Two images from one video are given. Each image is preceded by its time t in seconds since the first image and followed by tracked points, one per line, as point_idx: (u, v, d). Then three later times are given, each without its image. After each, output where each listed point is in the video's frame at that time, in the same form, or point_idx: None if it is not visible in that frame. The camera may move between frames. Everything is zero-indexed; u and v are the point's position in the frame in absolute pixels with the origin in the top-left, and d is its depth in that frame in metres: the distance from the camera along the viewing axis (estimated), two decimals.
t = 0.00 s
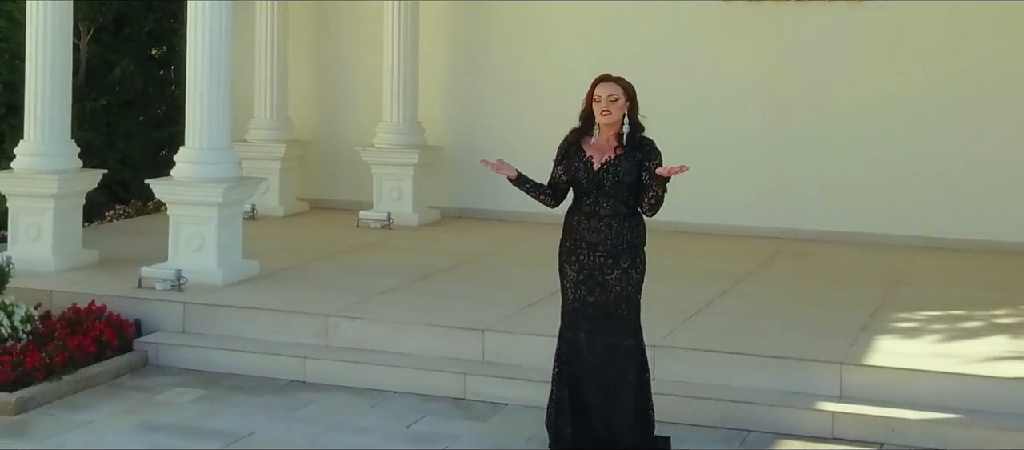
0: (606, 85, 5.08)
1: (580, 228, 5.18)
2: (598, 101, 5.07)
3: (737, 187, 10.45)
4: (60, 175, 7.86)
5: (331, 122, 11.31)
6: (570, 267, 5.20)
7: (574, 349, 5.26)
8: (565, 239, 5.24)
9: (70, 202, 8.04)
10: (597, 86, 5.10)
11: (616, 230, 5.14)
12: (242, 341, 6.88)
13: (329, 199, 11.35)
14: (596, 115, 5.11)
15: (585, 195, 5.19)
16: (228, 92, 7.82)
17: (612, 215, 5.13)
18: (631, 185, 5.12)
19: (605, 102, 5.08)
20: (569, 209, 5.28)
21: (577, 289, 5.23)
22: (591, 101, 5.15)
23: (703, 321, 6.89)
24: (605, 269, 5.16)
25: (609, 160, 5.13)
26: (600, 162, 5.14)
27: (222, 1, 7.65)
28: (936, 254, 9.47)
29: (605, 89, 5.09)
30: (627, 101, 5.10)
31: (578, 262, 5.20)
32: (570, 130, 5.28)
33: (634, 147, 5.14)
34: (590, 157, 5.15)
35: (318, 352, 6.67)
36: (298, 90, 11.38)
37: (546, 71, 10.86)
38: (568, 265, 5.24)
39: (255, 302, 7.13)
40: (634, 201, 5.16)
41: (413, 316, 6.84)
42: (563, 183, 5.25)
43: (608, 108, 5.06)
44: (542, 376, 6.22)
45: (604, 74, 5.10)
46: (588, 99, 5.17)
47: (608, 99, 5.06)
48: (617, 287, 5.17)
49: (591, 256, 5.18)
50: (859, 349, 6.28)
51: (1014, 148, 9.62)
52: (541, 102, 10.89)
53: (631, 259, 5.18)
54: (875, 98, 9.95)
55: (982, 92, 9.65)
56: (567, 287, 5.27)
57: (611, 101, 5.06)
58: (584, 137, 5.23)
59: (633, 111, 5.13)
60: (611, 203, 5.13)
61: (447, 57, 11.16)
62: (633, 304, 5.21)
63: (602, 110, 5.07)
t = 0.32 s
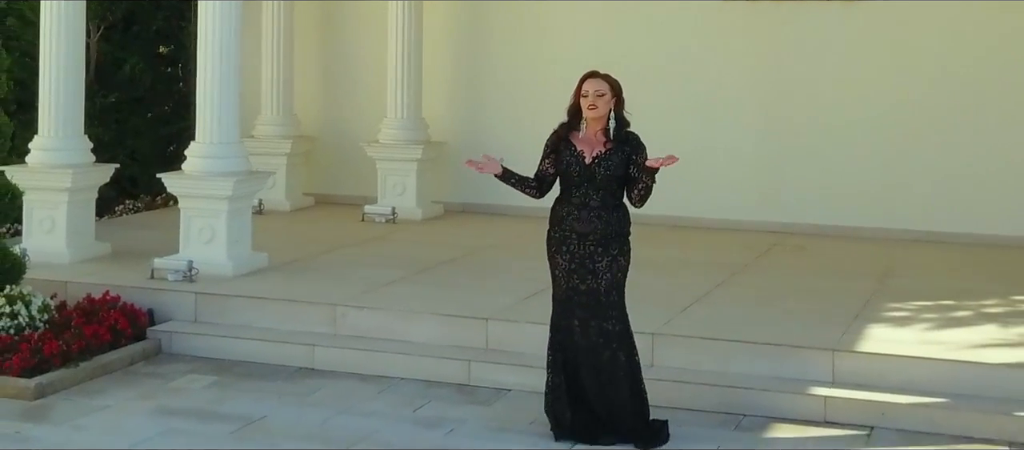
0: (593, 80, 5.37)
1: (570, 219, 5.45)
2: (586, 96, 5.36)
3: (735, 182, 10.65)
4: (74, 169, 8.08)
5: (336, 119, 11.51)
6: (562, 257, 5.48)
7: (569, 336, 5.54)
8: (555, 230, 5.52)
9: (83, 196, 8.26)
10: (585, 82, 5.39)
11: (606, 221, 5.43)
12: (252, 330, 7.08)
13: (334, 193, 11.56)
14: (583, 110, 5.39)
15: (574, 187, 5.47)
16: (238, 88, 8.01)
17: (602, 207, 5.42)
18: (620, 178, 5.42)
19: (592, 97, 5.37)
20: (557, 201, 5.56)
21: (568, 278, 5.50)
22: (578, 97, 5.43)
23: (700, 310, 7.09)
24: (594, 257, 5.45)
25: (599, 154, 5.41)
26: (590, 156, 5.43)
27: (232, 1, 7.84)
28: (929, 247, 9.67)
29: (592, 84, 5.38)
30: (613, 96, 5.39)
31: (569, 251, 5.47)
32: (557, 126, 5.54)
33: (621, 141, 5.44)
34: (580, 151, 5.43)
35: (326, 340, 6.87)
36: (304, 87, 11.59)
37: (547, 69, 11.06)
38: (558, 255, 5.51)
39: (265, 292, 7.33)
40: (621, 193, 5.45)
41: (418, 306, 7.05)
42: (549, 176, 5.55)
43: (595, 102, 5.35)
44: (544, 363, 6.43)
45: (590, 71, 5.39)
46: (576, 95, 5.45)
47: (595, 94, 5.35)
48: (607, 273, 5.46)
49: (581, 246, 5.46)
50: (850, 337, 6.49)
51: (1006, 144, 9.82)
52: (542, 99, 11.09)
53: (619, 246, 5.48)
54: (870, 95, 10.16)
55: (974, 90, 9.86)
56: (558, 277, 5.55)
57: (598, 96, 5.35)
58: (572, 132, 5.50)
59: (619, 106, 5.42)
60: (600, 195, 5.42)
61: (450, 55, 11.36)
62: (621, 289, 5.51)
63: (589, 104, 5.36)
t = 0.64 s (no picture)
0: (583, 77, 5.64)
1: (566, 208, 5.70)
2: (577, 92, 5.63)
3: (731, 177, 10.89)
4: (88, 163, 8.32)
5: (340, 115, 11.76)
6: (560, 245, 5.72)
7: (569, 322, 5.78)
8: (550, 220, 5.77)
9: (97, 189, 8.51)
10: (575, 79, 5.65)
11: (601, 209, 5.69)
12: (263, 318, 7.33)
13: (339, 189, 11.80)
14: (575, 106, 5.66)
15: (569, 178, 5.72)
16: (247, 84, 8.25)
17: (597, 196, 5.68)
18: (613, 167, 5.69)
19: (583, 93, 5.63)
20: (550, 192, 5.81)
21: (567, 266, 5.74)
22: (569, 92, 5.69)
23: (695, 299, 7.33)
24: (592, 245, 5.70)
25: (592, 144, 5.68)
26: (584, 146, 5.69)
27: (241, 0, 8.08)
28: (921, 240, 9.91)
29: (582, 81, 5.64)
30: (602, 91, 5.66)
31: (568, 241, 5.72)
32: (548, 121, 5.80)
33: (612, 131, 5.71)
34: (573, 143, 5.68)
35: (334, 327, 7.11)
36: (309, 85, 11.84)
37: (547, 67, 11.30)
38: (556, 245, 5.75)
39: (275, 281, 7.58)
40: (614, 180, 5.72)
41: (423, 294, 7.29)
42: (540, 166, 5.81)
43: (586, 98, 5.62)
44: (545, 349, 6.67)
45: (580, 68, 5.66)
46: (566, 91, 5.71)
47: (586, 90, 5.62)
48: (605, 260, 5.72)
49: (578, 234, 5.71)
50: (840, 324, 6.74)
51: (995, 140, 10.08)
52: (542, 96, 11.33)
53: (614, 234, 5.75)
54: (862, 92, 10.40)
55: (964, 87, 10.11)
56: (556, 266, 5.79)
57: (589, 92, 5.62)
58: (564, 126, 5.75)
59: (608, 100, 5.70)
60: (595, 184, 5.69)
61: (452, 53, 11.61)
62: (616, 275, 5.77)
63: (581, 100, 5.63)
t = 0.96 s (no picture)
0: (581, 73, 5.91)
1: (565, 199, 5.97)
2: (575, 87, 5.89)
3: (727, 172, 11.15)
4: (103, 157, 8.60)
5: (346, 111, 12.02)
6: (559, 235, 5.99)
7: (567, 308, 6.06)
8: (550, 210, 6.04)
9: (111, 182, 8.79)
10: (574, 75, 5.91)
11: (598, 199, 5.95)
12: (273, 306, 7.60)
13: (344, 183, 12.07)
14: (573, 100, 5.92)
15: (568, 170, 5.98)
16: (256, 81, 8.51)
17: (595, 187, 5.95)
18: (610, 159, 5.96)
19: (581, 89, 5.90)
20: (549, 184, 6.09)
21: (566, 254, 6.02)
22: (567, 87, 5.96)
23: (690, 288, 7.61)
24: (589, 235, 5.98)
25: (590, 138, 5.95)
26: (582, 139, 5.96)
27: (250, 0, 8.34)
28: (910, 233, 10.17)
29: (580, 76, 5.90)
30: (599, 86, 5.93)
31: (566, 231, 5.99)
32: (548, 116, 6.06)
33: (609, 126, 5.98)
34: (572, 137, 5.95)
35: (341, 315, 7.38)
36: (315, 82, 12.11)
37: (547, 65, 11.57)
38: (555, 234, 6.02)
39: (284, 271, 7.85)
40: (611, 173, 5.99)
41: (427, 283, 7.56)
42: (541, 159, 6.08)
43: (584, 93, 5.88)
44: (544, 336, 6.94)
45: (577, 64, 5.92)
46: (565, 86, 5.98)
47: (584, 85, 5.88)
48: (601, 249, 5.99)
49: (576, 223, 5.98)
50: (829, 311, 7.01)
51: (982, 136, 10.33)
52: (542, 93, 11.60)
53: (611, 224, 6.03)
54: (854, 90, 10.66)
55: (953, 85, 10.36)
56: (555, 255, 6.06)
57: (586, 87, 5.88)
58: (563, 121, 6.02)
59: (605, 95, 5.96)
60: (593, 176, 5.95)
61: (455, 52, 11.87)
62: (613, 263, 6.04)
63: (579, 95, 5.89)
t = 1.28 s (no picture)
0: (581, 70, 6.17)
1: (564, 192, 6.22)
2: (575, 83, 6.15)
3: (723, 168, 11.39)
4: (115, 152, 8.86)
5: (350, 108, 12.28)
6: (557, 224, 6.26)
7: (565, 295, 6.31)
8: (550, 202, 6.30)
9: (122, 177, 9.05)
10: (574, 71, 6.17)
11: (595, 193, 6.19)
12: (280, 296, 7.85)
13: (348, 179, 12.32)
14: (573, 96, 6.18)
15: (567, 164, 6.23)
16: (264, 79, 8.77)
17: (592, 181, 6.19)
18: (608, 154, 6.22)
19: (581, 84, 6.15)
20: (550, 177, 6.33)
21: (564, 243, 6.28)
22: (567, 84, 6.22)
23: (685, 278, 7.86)
24: (586, 225, 6.23)
25: (589, 133, 6.19)
26: (581, 135, 6.20)
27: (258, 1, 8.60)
28: (900, 227, 10.42)
29: (580, 73, 6.16)
30: (597, 82, 6.19)
31: (565, 221, 6.25)
32: (550, 112, 6.32)
33: (608, 122, 6.23)
34: (572, 132, 6.20)
35: (347, 304, 7.64)
36: (319, 80, 12.36)
37: (547, 63, 11.81)
38: (554, 225, 6.29)
39: (292, 263, 8.10)
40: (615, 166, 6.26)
41: (430, 274, 7.81)
42: (543, 153, 6.31)
43: (584, 89, 6.14)
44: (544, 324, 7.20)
45: (577, 62, 6.19)
46: (565, 83, 6.24)
47: (584, 81, 6.14)
48: (598, 238, 6.25)
49: (574, 214, 6.23)
50: (817, 300, 7.27)
51: (971, 132, 10.55)
52: (543, 91, 11.83)
53: (608, 216, 6.27)
54: (846, 88, 10.90)
55: (943, 83, 10.59)
56: (555, 243, 6.32)
57: (586, 83, 6.14)
58: (563, 117, 6.27)
59: (603, 91, 6.22)
60: (591, 170, 6.20)
61: (457, 51, 12.12)
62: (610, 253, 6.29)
63: (579, 91, 6.14)
